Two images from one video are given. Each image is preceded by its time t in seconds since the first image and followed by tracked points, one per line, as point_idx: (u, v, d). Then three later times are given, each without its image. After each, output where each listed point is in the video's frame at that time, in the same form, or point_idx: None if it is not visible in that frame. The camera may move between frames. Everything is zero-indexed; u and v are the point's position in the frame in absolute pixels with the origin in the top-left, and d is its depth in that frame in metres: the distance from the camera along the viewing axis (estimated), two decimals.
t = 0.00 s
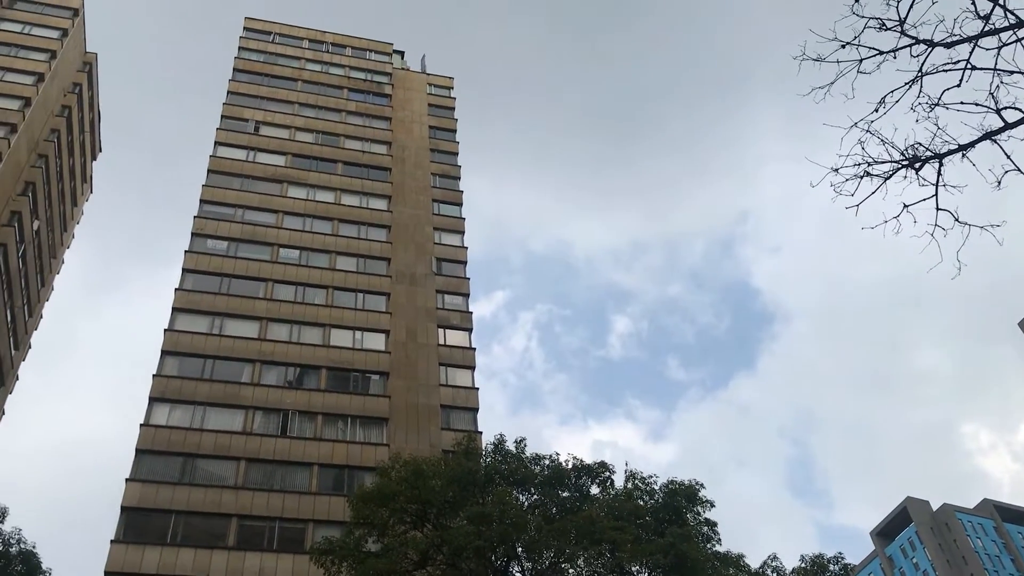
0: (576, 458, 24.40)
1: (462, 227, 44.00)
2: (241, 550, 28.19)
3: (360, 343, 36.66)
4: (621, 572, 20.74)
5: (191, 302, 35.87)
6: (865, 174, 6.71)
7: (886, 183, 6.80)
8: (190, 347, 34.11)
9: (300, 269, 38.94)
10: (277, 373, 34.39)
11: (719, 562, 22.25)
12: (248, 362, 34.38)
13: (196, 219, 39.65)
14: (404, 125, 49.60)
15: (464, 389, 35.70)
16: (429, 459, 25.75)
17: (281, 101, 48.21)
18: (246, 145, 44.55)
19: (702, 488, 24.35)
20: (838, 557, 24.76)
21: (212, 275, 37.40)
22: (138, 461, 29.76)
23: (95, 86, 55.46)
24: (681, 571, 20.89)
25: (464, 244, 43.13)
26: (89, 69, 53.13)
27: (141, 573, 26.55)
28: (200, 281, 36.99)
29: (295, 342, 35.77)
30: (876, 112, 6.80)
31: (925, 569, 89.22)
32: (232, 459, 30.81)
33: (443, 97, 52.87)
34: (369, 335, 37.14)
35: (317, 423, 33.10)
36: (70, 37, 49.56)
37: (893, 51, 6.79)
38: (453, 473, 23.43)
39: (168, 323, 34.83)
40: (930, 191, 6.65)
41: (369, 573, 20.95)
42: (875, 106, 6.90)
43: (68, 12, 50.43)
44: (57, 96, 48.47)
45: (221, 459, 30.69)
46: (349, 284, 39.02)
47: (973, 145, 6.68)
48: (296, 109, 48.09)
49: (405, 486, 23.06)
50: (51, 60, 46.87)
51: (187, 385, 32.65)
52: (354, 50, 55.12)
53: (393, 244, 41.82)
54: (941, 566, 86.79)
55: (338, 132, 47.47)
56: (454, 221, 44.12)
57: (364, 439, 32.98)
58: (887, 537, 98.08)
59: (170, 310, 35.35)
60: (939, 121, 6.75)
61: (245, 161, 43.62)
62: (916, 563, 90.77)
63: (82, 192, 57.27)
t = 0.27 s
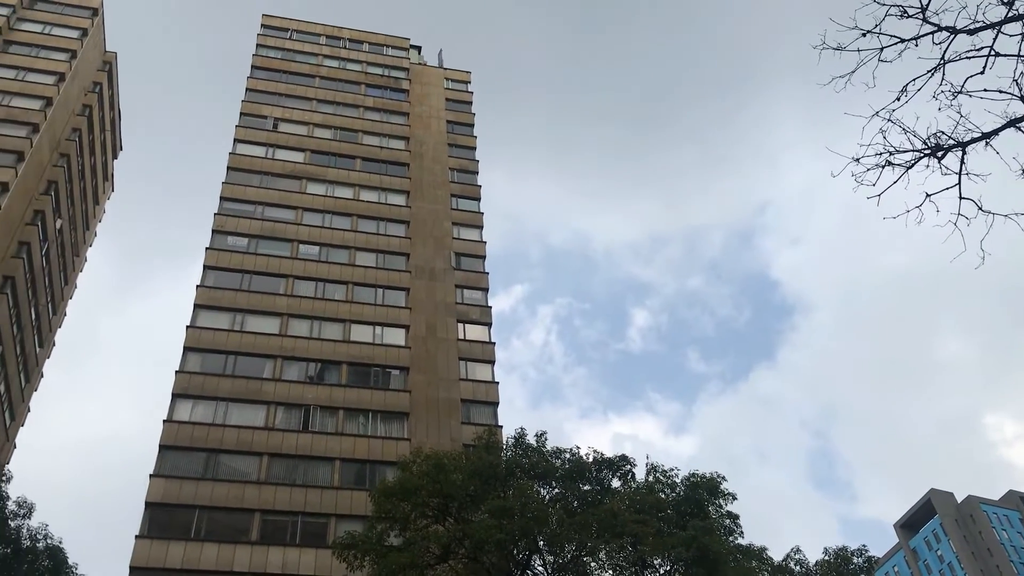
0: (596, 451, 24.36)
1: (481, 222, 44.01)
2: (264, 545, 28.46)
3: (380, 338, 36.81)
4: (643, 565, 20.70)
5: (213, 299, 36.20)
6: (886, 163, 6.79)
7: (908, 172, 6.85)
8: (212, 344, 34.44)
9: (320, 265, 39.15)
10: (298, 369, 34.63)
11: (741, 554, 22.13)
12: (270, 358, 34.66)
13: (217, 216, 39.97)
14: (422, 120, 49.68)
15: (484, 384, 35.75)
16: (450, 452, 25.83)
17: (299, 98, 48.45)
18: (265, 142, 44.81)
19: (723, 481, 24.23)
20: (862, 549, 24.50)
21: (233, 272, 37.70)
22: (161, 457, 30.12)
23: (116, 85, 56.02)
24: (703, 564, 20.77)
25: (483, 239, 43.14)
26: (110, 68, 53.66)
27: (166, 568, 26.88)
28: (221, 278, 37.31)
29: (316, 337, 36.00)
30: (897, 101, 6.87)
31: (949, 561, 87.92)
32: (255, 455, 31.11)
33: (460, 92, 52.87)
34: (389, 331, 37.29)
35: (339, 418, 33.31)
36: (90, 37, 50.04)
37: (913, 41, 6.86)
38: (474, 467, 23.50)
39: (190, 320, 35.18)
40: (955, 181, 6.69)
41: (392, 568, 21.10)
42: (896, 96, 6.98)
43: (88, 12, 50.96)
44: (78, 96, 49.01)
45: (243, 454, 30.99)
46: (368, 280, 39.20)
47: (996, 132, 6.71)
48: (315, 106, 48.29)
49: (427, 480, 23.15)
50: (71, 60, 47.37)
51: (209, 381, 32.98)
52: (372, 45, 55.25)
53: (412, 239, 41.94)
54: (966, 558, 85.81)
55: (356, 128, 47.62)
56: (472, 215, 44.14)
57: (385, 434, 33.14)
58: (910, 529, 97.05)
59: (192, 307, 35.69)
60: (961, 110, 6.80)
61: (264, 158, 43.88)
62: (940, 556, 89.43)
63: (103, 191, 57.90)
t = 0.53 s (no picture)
0: (611, 443, 24.33)
1: (495, 214, 43.95)
2: (282, 536, 28.71)
3: (395, 331, 36.92)
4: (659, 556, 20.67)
5: (229, 292, 36.43)
6: (904, 152, 6.87)
7: (926, 160, 6.81)
8: (229, 336, 34.69)
9: (335, 258, 39.30)
10: (314, 361, 34.83)
11: (758, 545, 22.08)
12: (287, 350, 34.87)
13: (233, 210, 40.19)
14: (436, 112, 49.64)
15: (499, 375, 35.79)
16: (466, 444, 25.89)
17: (313, 91, 48.53)
18: (280, 135, 44.94)
19: (740, 472, 24.15)
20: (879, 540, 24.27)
21: (249, 265, 37.93)
22: (180, 450, 30.42)
23: (131, 80, 56.37)
24: (719, 554, 20.69)
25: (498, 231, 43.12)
26: (125, 63, 53.97)
27: (185, 559, 27.19)
28: (238, 271, 37.53)
29: (332, 330, 36.17)
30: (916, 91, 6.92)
31: (968, 552, 87.15)
32: (273, 447, 31.35)
33: (474, 83, 52.76)
34: (405, 323, 37.39)
35: (356, 410, 33.50)
36: (106, 32, 50.33)
37: (932, 26, 6.90)
38: (490, 458, 23.55)
39: (207, 313, 35.44)
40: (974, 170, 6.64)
41: (408, 559, 21.28)
42: (915, 84, 7.08)
43: (104, 8, 51.24)
44: (94, 90, 49.35)
45: (261, 446, 31.24)
46: (384, 272, 39.31)
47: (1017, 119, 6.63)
48: (329, 99, 48.37)
49: (443, 471, 23.24)
50: (87, 55, 47.68)
51: (226, 374, 33.24)
52: (386, 38, 55.25)
53: (427, 231, 41.99)
54: (985, 548, 84.78)
55: (371, 120, 47.67)
56: (487, 207, 44.10)
57: (401, 426, 33.29)
58: (929, 520, 96.27)
59: (209, 300, 35.94)
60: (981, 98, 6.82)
61: (279, 152, 44.02)
62: (959, 546, 88.62)
63: (120, 185, 58.35)
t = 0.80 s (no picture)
0: (622, 433, 24.34)
1: (505, 204, 43.89)
2: (295, 527, 28.90)
3: (406, 322, 36.99)
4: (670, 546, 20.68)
5: (240, 284, 36.58)
6: (915, 140, 6.74)
7: (938, 147, 6.71)
8: (240, 328, 34.85)
9: (346, 250, 39.36)
10: (326, 353, 34.96)
11: (769, 534, 22.04)
12: (298, 342, 35.00)
13: (243, 202, 40.29)
14: (445, 103, 49.56)
15: (510, 366, 35.81)
16: (477, 435, 25.93)
17: (322, 83, 48.53)
18: (290, 128, 44.98)
19: (751, 461, 24.10)
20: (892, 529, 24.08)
21: (260, 257, 38.05)
22: (193, 441, 30.64)
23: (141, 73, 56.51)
24: (731, 543, 20.63)
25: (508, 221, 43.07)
26: (135, 56, 54.08)
27: (198, 550, 27.42)
28: (248, 264, 37.66)
29: (343, 322, 36.27)
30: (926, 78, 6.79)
31: (981, 541, 86.77)
32: (285, 438, 31.53)
33: (483, 74, 52.62)
34: (415, 314, 37.45)
35: (367, 401, 33.62)
36: (115, 26, 50.45)
37: (945, 13, 6.81)
38: (501, 448, 23.58)
39: (218, 305, 35.61)
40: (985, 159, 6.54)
41: (420, 550, 21.45)
42: (926, 71, 6.94)
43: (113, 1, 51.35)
44: (104, 84, 49.50)
45: (273, 438, 31.42)
46: (394, 264, 39.36)
47: None
48: (338, 90, 48.36)
49: (454, 462, 23.32)
50: (97, 48, 47.80)
51: (238, 366, 33.41)
52: (394, 28, 55.14)
53: (436, 223, 41.98)
54: (998, 537, 84.21)
55: (380, 112, 47.64)
56: (497, 198, 44.04)
57: (412, 417, 33.40)
58: (941, 509, 95.89)
59: (220, 293, 36.10)
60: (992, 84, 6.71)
61: (289, 144, 44.07)
62: (972, 535, 88.23)
63: (131, 178, 58.58)
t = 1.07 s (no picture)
0: (628, 419, 24.40)
1: (511, 191, 43.83)
2: (304, 514, 29.12)
3: (412, 310, 37.08)
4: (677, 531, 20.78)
5: (247, 273, 36.70)
6: (923, 124, 6.49)
7: (946, 132, 6.52)
8: (248, 317, 35.00)
9: (351, 238, 39.42)
10: (333, 341, 35.10)
11: (777, 519, 22.07)
12: (305, 331, 35.15)
13: (249, 191, 40.34)
14: (450, 90, 49.40)
15: (517, 353, 35.89)
16: (484, 422, 26.03)
17: (327, 71, 48.43)
18: (295, 116, 44.94)
19: (758, 446, 24.12)
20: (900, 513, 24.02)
21: (266, 246, 38.14)
22: (201, 430, 30.87)
23: (146, 62, 56.50)
24: (738, 528, 20.65)
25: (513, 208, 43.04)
26: (140, 46, 54.04)
27: (208, 538, 27.68)
28: (255, 252, 37.76)
29: (350, 310, 36.38)
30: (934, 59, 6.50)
31: (988, 524, 86.86)
32: (293, 426, 31.73)
33: (488, 60, 52.41)
34: (421, 302, 37.52)
35: (374, 389, 33.78)
36: (119, 15, 50.39)
37: None
38: (509, 435, 23.67)
39: (226, 294, 35.75)
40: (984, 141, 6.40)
41: (427, 537, 21.65)
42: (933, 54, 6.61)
43: None
44: (109, 74, 49.51)
45: (281, 425, 31.62)
46: (400, 251, 39.40)
47: None
48: (343, 78, 48.26)
49: (461, 449, 23.47)
50: (102, 38, 47.78)
51: (246, 355, 33.58)
52: (399, 15, 54.92)
53: (442, 210, 41.98)
54: (1005, 520, 84.19)
55: (384, 99, 47.53)
56: (502, 185, 43.99)
57: (419, 404, 33.57)
58: (948, 493, 95.95)
59: (227, 282, 36.23)
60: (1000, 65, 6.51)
61: (294, 132, 44.05)
62: (979, 518, 88.31)
63: (137, 168, 58.70)
